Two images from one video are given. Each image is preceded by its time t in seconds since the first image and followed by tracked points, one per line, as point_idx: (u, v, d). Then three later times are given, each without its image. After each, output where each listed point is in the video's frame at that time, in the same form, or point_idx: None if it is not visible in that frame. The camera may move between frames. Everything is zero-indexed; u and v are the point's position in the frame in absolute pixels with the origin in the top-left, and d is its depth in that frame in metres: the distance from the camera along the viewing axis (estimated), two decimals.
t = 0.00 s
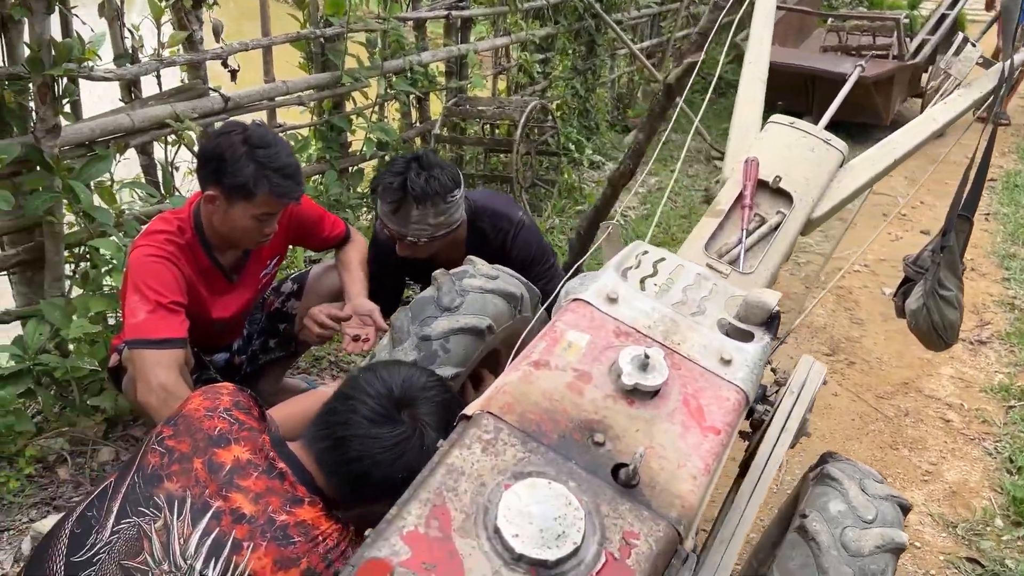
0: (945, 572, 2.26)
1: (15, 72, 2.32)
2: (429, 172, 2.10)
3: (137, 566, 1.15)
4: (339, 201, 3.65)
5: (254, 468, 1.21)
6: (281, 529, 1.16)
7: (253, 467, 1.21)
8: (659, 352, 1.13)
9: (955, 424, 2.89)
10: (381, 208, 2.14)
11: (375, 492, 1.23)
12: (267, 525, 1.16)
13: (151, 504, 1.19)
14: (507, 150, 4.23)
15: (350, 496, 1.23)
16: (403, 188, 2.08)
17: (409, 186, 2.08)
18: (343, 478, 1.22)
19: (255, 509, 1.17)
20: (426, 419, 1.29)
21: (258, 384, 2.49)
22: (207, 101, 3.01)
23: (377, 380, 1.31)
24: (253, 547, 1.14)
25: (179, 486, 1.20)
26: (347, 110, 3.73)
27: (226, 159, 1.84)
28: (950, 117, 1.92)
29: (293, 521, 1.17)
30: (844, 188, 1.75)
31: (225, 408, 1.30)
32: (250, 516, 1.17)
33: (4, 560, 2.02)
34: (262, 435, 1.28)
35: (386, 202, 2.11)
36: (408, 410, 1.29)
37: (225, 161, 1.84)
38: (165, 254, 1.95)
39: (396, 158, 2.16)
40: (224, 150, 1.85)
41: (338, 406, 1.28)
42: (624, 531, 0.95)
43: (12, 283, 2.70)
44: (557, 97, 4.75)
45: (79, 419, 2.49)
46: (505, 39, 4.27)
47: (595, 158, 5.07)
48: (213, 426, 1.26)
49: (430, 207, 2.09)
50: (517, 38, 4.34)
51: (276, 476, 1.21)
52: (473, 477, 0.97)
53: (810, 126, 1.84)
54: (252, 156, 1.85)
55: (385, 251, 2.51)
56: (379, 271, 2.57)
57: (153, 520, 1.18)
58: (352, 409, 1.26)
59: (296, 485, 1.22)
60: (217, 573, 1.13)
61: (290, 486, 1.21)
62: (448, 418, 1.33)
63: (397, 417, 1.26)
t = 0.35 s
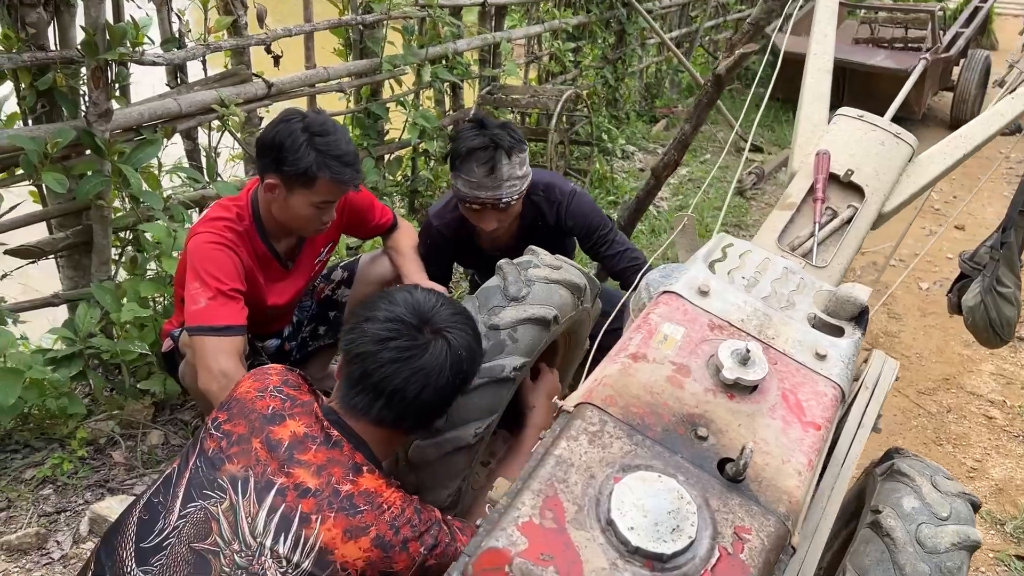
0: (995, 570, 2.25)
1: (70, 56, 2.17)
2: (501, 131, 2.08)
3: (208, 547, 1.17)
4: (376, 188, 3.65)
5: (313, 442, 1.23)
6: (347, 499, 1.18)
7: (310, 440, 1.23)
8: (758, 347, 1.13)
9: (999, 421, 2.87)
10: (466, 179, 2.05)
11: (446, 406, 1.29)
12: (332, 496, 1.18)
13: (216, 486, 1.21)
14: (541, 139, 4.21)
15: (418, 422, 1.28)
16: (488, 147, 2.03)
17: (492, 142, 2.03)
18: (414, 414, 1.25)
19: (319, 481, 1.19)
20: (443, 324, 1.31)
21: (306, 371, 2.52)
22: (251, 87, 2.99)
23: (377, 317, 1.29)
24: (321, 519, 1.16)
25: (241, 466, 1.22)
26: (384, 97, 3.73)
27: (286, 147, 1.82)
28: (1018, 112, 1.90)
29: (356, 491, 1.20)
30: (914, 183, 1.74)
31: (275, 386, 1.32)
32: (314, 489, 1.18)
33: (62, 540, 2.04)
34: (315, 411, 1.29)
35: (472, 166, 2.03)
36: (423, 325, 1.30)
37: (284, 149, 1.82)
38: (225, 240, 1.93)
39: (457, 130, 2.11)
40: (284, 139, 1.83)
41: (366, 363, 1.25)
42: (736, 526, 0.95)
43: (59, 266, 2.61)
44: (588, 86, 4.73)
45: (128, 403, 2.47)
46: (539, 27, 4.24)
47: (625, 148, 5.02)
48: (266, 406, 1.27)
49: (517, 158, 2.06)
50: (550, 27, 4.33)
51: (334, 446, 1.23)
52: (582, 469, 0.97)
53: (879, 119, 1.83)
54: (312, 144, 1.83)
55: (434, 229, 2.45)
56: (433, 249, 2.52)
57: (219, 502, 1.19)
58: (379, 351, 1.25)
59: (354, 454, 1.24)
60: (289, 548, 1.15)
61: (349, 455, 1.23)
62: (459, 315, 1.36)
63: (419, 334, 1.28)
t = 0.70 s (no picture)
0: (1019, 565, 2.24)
1: (92, 43, 2.09)
2: (579, 119, 2.12)
3: (215, 523, 1.18)
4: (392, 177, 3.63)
5: (313, 414, 1.22)
6: (349, 468, 1.17)
7: (312, 413, 1.22)
8: (813, 342, 1.12)
9: (1018, 415, 2.88)
10: (557, 173, 2.05)
11: (437, 363, 1.28)
12: (334, 466, 1.17)
13: (221, 464, 1.22)
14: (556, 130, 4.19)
15: (408, 383, 1.28)
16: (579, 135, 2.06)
17: (581, 131, 2.07)
18: (402, 375, 1.26)
19: (320, 452, 1.18)
20: (420, 281, 1.30)
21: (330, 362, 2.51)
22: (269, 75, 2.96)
23: (352, 285, 1.30)
24: (324, 489, 1.16)
25: (244, 444, 1.22)
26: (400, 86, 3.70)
27: (315, 140, 1.80)
28: None
29: (358, 460, 1.19)
30: (952, 177, 1.73)
31: (279, 364, 1.31)
32: (317, 460, 1.18)
33: (88, 529, 2.02)
34: (318, 386, 1.29)
35: (565, 159, 2.04)
36: (400, 286, 1.30)
37: (314, 142, 1.80)
38: (255, 230, 1.92)
39: (535, 123, 2.11)
40: (314, 132, 1.81)
41: (345, 331, 1.26)
42: (799, 522, 0.94)
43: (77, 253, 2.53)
44: (600, 77, 4.71)
45: (149, 391, 2.42)
46: (553, 17, 4.21)
47: (638, 140, 4.97)
48: (268, 382, 1.27)
49: (600, 145, 2.12)
50: (564, 16, 4.30)
51: (334, 418, 1.23)
52: (644, 464, 0.97)
53: (916, 113, 1.82)
54: (341, 137, 1.80)
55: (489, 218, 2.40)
56: (484, 238, 2.49)
57: (225, 479, 1.20)
58: (356, 317, 1.26)
59: (355, 424, 1.24)
60: (293, 519, 1.15)
61: (350, 425, 1.23)
62: (440, 273, 1.35)
63: (394, 294, 1.28)
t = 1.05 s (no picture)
0: (1012, 560, 2.25)
1: (82, 34, 2.06)
2: (614, 136, 2.09)
3: (182, 510, 1.18)
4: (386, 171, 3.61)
5: (276, 399, 1.22)
6: (311, 451, 1.16)
7: (275, 397, 1.22)
8: (815, 339, 1.12)
9: (1010, 410, 2.89)
10: (597, 195, 2.01)
11: (383, 339, 1.23)
12: (297, 450, 1.16)
13: (188, 452, 1.21)
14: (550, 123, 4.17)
15: (357, 361, 1.23)
16: (615, 153, 2.03)
17: (616, 149, 2.04)
18: (345, 351, 1.22)
19: (283, 436, 1.18)
20: (361, 254, 1.26)
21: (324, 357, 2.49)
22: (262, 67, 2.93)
23: (298, 261, 1.29)
24: (286, 472, 1.15)
25: (210, 431, 1.22)
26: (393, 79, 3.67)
27: (314, 136, 1.78)
28: None
29: (321, 442, 1.17)
30: (950, 172, 1.73)
31: (245, 352, 1.31)
32: (279, 444, 1.17)
33: (80, 525, 2.00)
34: (282, 372, 1.28)
35: (604, 180, 2.00)
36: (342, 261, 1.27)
37: (313, 137, 1.78)
38: (251, 222, 1.90)
39: (571, 141, 2.08)
40: (314, 127, 1.80)
41: (290, 309, 1.25)
42: (801, 520, 0.93)
43: (68, 247, 2.50)
44: (594, 71, 4.69)
45: (140, 385, 2.39)
46: (547, 10, 4.18)
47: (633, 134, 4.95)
48: (233, 369, 1.26)
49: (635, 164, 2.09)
50: (559, 9, 4.28)
51: (296, 401, 1.22)
52: (645, 462, 0.96)
53: (914, 108, 1.81)
54: (341, 133, 1.79)
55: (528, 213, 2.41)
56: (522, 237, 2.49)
57: (191, 466, 1.20)
58: (298, 293, 1.25)
59: (317, 406, 1.23)
60: (256, 504, 1.15)
61: (312, 408, 1.22)
62: (386, 245, 1.30)
63: (333, 269, 1.25)
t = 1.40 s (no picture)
0: (996, 552, 2.26)
1: (65, 27, 2.04)
2: (685, 187, 2.05)
3: (160, 505, 1.16)
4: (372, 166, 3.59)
5: (252, 391, 1.21)
6: (289, 441, 1.15)
7: (251, 389, 1.21)
8: (801, 333, 1.12)
9: (995, 403, 2.91)
10: (643, 234, 2.00)
11: (352, 321, 1.23)
12: (274, 440, 1.15)
13: (165, 447, 1.20)
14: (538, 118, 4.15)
15: (327, 344, 1.23)
16: (675, 204, 1.99)
17: (679, 200, 2.00)
18: (315, 334, 1.22)
19: (260, 427, 1.17)
20: (328, 239, 1.27)
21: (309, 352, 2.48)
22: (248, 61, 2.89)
23: (267, 250, 1.30)
24: (264, 463, 1.14)
25: (187, 426, 1.21)
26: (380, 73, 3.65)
27: (313, 134, 1.77)
28: None
29: (299, 432, 1.17)
30: (936, 167, 1.73)
31: (221, 347, 1.30)
32: (256, 436, 1.16)
33: (65, 522, 1.98)
34: (258, 365, 1.27)
35: (654, 226, 1.98)
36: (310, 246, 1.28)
37: (312, 135, 1.77)
38: (239, 218, 1.89)
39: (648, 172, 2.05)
40: (311, 125, 1.78)
41: (260, 297, 1.26)
42: (787, 514, 0.94)
43: (51, 242, 2.47)
44: (581, 66, 4.69)
45: (126, 381, 2.38)
46: (534, 4, 4.17)
47: (621, 128, 4.95)
48: (209, 364, 1.25)
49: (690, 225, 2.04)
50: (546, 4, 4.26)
51: (273, 393, 1.21)
52: (631, 456, 0.96)
53: (899, 102, 1.82)
54: (338, 130, 1.78)
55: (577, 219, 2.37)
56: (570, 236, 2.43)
57: (168, 461, 1.19)
58: (267, 278, 1.26)
59: (294, 397, 1.22)
60: (234, 496, 1.13)
61: (288, 398, 1.21)
62: (353, 231, 1.32)
63: (302, 253, 1.26)
